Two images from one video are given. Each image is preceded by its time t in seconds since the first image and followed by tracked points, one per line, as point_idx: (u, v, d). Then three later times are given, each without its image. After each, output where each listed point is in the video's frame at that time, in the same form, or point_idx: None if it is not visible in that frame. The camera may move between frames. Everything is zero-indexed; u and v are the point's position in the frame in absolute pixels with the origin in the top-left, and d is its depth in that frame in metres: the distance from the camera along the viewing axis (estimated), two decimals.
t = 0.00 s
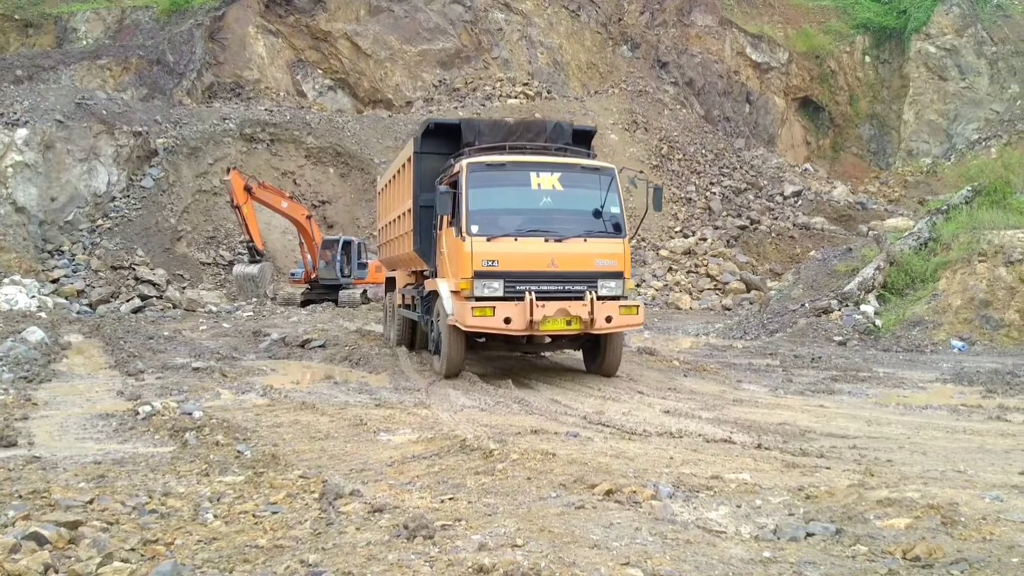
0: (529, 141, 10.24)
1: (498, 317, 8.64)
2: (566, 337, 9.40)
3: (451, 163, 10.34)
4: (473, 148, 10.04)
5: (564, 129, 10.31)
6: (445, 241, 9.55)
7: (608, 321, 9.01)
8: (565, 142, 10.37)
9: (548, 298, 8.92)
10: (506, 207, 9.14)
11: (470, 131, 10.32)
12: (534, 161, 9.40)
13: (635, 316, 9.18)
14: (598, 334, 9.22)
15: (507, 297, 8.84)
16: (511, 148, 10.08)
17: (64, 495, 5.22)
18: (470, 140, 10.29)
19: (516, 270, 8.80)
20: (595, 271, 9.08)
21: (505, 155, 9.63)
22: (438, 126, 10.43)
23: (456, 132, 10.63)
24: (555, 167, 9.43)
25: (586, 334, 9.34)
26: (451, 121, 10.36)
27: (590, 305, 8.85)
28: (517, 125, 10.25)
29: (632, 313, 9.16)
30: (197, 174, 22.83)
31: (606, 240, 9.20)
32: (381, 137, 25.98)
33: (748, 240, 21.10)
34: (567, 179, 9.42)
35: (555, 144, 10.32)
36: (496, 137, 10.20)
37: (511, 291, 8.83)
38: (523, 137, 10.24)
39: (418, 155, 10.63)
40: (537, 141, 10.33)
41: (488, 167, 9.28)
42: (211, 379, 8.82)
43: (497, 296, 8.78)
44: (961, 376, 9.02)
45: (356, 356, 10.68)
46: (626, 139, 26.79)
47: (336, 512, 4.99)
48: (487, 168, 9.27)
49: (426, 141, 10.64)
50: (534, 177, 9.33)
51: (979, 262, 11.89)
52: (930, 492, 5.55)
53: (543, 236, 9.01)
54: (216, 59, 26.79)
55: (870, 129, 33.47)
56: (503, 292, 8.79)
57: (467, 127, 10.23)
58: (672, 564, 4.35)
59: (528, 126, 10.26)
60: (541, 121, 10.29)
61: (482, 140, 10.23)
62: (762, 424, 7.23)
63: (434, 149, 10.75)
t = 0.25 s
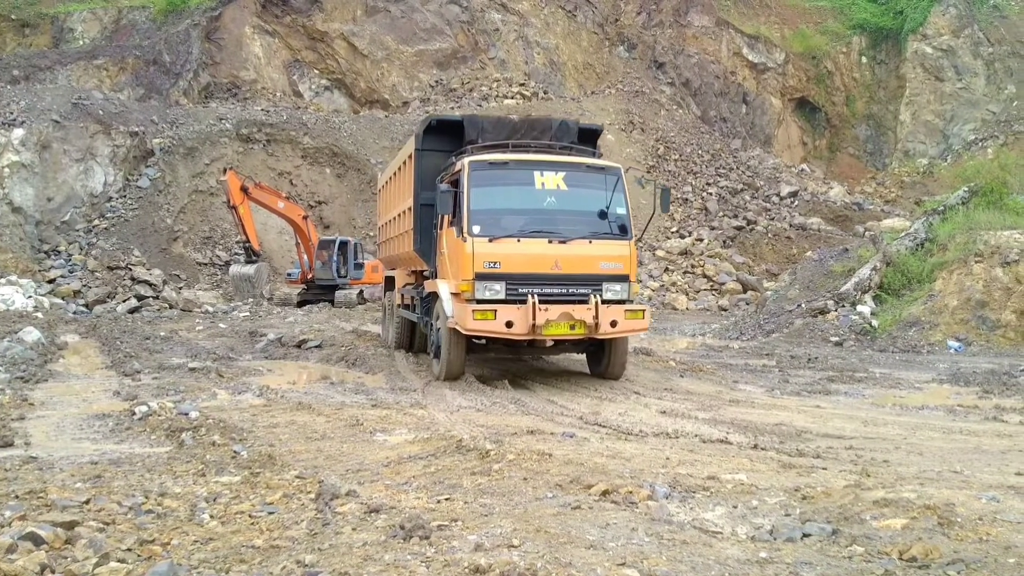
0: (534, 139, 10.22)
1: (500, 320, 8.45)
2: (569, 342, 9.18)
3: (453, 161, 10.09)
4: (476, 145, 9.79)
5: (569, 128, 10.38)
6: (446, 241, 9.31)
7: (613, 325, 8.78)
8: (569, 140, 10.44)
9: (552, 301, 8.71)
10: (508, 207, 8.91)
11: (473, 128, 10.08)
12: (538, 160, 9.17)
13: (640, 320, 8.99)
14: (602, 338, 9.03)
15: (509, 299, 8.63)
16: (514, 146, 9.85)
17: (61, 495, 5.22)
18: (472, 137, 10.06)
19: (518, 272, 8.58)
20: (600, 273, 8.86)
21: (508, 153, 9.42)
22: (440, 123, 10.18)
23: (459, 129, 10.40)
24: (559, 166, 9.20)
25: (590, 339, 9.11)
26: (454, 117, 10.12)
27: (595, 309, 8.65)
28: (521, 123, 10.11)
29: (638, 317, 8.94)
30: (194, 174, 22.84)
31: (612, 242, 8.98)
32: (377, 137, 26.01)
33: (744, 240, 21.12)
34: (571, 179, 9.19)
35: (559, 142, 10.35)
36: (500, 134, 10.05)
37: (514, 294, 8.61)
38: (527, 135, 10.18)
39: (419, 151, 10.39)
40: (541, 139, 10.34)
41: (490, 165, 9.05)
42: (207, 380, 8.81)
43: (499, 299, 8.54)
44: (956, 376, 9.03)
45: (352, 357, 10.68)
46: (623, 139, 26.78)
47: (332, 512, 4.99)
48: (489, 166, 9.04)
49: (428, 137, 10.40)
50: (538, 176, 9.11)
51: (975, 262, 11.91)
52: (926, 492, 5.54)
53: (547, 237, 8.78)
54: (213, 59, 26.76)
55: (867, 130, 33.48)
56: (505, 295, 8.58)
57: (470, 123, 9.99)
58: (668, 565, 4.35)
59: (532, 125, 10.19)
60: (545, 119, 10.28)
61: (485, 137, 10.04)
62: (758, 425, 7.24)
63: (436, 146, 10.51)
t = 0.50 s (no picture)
0: (539, 136, 9.83)
1: (503, 320, 8.24)
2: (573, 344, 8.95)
3: (455, 157, 9.85)
4: (479, 141, 9.52)
5: (574, 124, 9.93)
6: (448, 238, 9.11)
7: (620, 327, 8.57)
8: (575, 137, 10.02)
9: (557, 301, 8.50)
10: (513, 203, 8.72)
11: (476, 124, 9.77)
12: (544, 156, 8.98)
13: (648, 322, 8.74)
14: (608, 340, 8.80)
15: (514, 299, 8.44)
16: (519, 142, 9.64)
17: (56, 495, 5.21)
18: (475, 133, 9.76)
19: (523, 270, 8.39)
20: (606, 273, 8.66)
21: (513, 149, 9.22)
22: (442, 118, 9.93)
23: (462, 124, 10.10)
24: (565, 162, 9.01)
25: (595, 341, 8.89)
26: (456, 113, 9.81)
27: (601, 310, 8.42)
28: (525, 118, 9.74)
29: (646, 319, 8.72)
30: (189, 174, 22.84)
31: (619, 241, 8.79)
32: (373, 137, 26.03)
33: (739, 241, 21.13)
34: (578, 176, 9.00)
35: (565, 139, 9.94)
36: (503, 131, 9.70)
37: (518, 293, 8.42)
38: (531, 131, 9.80)
39: (421, 148, 10.11)
40: (545, 136, 9.94)
41: (495, 161, 8.85)
42: (203, 380, 8.81)
43: (503, 298, 8.35)
44: (952, 377, 9.04)
45: (347, 357, 10.69)
46: (619, 139, 26.78)
47: (327, 512, 4.99)
48: (494, 162, 8.85)
49: (430, 133, 10.11)
50: (544, 173, 8.91)
51: (970, 262, 11.95)
52: (922, 493, 5.54)
53: (552, 235, 8.59)
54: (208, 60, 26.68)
55: (862, 130, 33.50)
56: (509, 294, 8.39)
57: (473, 119, 9.67)
58: (663, 565, 4.34)
59: (537, 121, 9.80)
60: (550, 116, 9.88)
61: (488, 133, 9.71)
62: (753, 425, 7.24)
63: (438, 142, 10.22)
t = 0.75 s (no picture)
0: (540, 132, 9.73)
1: (506, 322, 7.94)
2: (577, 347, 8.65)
3: (454, 153, 9.62)
4: (479, 137, 9.31)
5: (576, 119, 9.78)
6: (448, 238, 8.83)
7: (627, 329, 8.27)
8: (576, 133, 9.86)
9: (561, 303, 8.21)
10: (515, 201, 8.44)
11: (476, 120, 9.63)
12: (547, 153, 8.70)
13: (655, 324, 8.42)
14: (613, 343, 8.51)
15: (516, 300, 8.15)
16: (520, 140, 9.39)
17: (49, 495, 5.20)
18: (475, 129, 9.63)
19: (526, 271, 8.10)
20: (612, 273, 8.37)
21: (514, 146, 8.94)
22: (440, 113, 9.71)
23: (460, 121, 9.91)
24: (568, 159, 8.73)
25: (600, 344, 8.60)
26: (455, 108, 9.65)
27: (607, 312, 8.12)
28: (526, 114, 9.65)
29: (653, 321, 8.42)
30: (182, 174, 22.82)
31: (624, 240, 8.50)
32: (367, 137, 26.01)
33: (733, 241, 21.14)
34: (582, 173, 8.72)
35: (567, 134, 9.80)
36: (504, 126, 9.64)
37: (521, 294, 8.13)
38: (532, 127, 9.72)
39: (418, 145, 9.90)
40: (546, 132, 9.82)
41: (497, 158, 8.58)
42: (196, 380, 8.79)
43: (505, 299, 8.06)
44: (945, 378, 9.07)
45: (341, 357, 10.68)
46: (613, 140, 26.78)
47: (321, 513, 4.98)
48: (495, 159, 8.58)
49: (427, 130, 9.91)
50: (547, 169, 8.63)
51: (963, 263, 12.00)
52: (914, 493, 5.56)
53: (556, 235, 8.30)
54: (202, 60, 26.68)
55: (855, 131, 33.22)
56: (511, 295, 8.10)
57: (472, 115, 9.54)
58: (656, 565, 4.35)
59: (538, 117, 9.73)
60: (551, 111, 9.78)
61: (488, 129, 9.61)
62: (746, 426, 7.25)
63: (435, 139, 10.02)
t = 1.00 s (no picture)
0: (535, 127, 9.61)
1: (504, 324, 7.78)
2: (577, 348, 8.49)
3: (447, 151, 9.55)
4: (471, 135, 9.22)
5: (571, 113, 9.81)
6: (443, 238, 8.68)
7: (628, 329, 8.11)
8: (571, 127, 9.89)
9: (560, 303, 8.05)
10: (511, 200, 8.27)
11: (468, 117, 9.52)
12: (543, 149, 8.52)
13: (657, 323, 8.27)
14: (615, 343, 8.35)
15: (514, 301, 7.99)
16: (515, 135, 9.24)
17: (39, 496, 5.18)
18: (467, 126, 9.52)
19: (524, 271, 7.94)
20: (612, 272, 8.21)
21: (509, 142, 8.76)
22: (430, 111, 9.64)
23: (452, 118, 9.82)
24: (565, 155, 8.55)
25: (602, 344, 8.44)
26: (447, 106, 9.55)
27: (608, 312, 7.97)
28: (520, 110, 9.52)
29: (655, 319, 8.26)
30: (174, 174, 22.75)
31: (624, 237, 8.32)
32: (359, 137, 26.01)
33: (725, 242, 21.16)
34: (579, 169, 8.54)
35: (562, 129, 9.81)
36: (498, 122, 9.49)
37: (519, 295, 7.97)
38: (527, 122, 9.58)
39: (410, 143, 9.83)
40: (542, 128, 9.72)
41: (491, 155, 8.41)
42: (188, 381, 8.77)
43: (503, 300, 7.91)
44: (935, 378, 9.10)
45: (333, 357, 10.68)
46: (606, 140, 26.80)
47: (312, 514, 4.98)
48: (490, 156, 8.40)
49: (419, 128, 9.83)
50: (544, 166, 8.45)
51: (954, 264, 12.05)
52: (905, 493, 5.58)
53: (554, 233, 8.13)
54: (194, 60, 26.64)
55: (848, 132, 33.72)
56: (509, 296, 7.94)
57: (464, 111, 9.43)
58: (648, 566, 4.36)
59: (532, 112, 9.59)
60: (547, 106, 9.70)
61: (482, 126, 9.47)
62: (738, 426, 7.27)
63: (428, 137, 9.95)
